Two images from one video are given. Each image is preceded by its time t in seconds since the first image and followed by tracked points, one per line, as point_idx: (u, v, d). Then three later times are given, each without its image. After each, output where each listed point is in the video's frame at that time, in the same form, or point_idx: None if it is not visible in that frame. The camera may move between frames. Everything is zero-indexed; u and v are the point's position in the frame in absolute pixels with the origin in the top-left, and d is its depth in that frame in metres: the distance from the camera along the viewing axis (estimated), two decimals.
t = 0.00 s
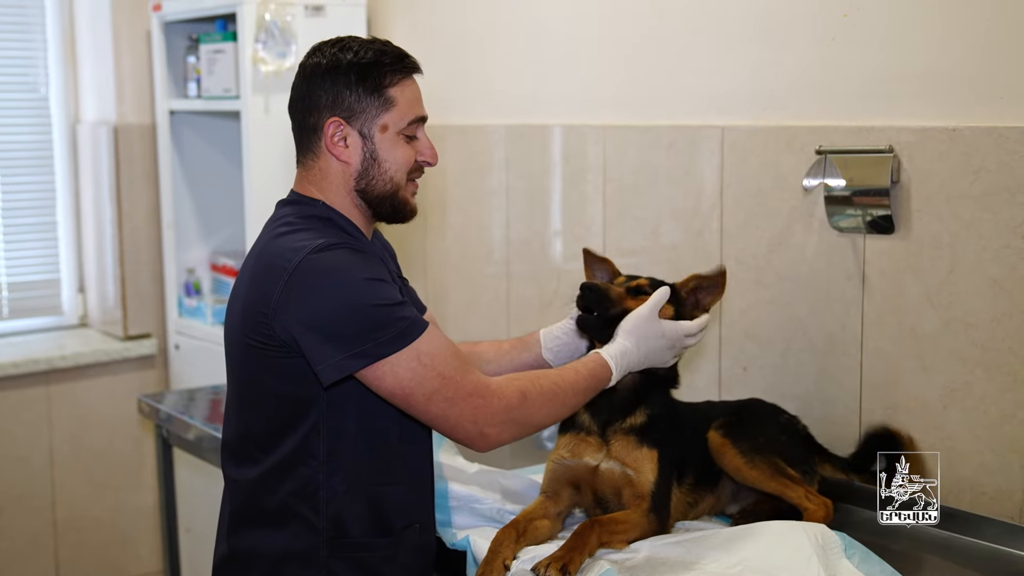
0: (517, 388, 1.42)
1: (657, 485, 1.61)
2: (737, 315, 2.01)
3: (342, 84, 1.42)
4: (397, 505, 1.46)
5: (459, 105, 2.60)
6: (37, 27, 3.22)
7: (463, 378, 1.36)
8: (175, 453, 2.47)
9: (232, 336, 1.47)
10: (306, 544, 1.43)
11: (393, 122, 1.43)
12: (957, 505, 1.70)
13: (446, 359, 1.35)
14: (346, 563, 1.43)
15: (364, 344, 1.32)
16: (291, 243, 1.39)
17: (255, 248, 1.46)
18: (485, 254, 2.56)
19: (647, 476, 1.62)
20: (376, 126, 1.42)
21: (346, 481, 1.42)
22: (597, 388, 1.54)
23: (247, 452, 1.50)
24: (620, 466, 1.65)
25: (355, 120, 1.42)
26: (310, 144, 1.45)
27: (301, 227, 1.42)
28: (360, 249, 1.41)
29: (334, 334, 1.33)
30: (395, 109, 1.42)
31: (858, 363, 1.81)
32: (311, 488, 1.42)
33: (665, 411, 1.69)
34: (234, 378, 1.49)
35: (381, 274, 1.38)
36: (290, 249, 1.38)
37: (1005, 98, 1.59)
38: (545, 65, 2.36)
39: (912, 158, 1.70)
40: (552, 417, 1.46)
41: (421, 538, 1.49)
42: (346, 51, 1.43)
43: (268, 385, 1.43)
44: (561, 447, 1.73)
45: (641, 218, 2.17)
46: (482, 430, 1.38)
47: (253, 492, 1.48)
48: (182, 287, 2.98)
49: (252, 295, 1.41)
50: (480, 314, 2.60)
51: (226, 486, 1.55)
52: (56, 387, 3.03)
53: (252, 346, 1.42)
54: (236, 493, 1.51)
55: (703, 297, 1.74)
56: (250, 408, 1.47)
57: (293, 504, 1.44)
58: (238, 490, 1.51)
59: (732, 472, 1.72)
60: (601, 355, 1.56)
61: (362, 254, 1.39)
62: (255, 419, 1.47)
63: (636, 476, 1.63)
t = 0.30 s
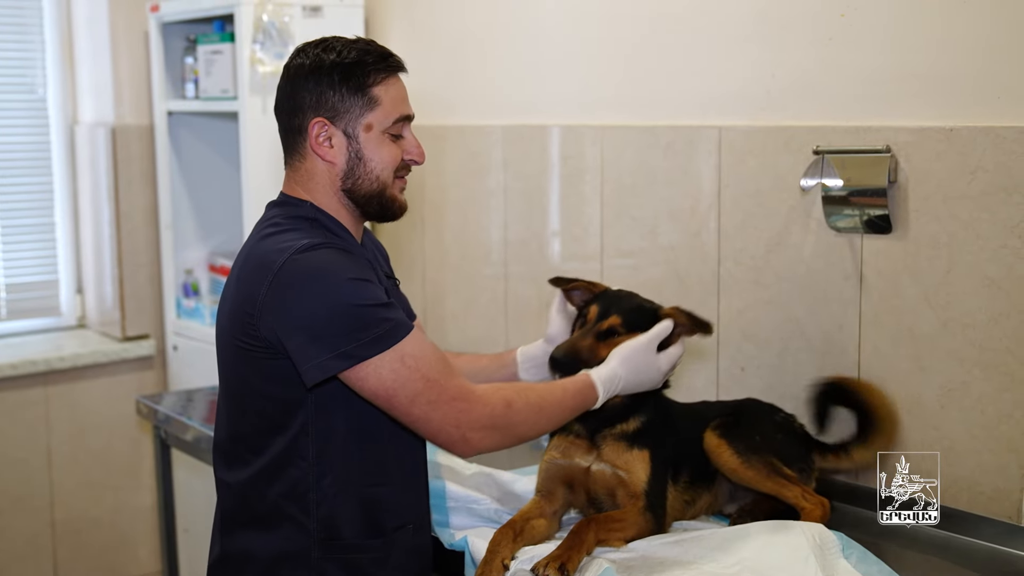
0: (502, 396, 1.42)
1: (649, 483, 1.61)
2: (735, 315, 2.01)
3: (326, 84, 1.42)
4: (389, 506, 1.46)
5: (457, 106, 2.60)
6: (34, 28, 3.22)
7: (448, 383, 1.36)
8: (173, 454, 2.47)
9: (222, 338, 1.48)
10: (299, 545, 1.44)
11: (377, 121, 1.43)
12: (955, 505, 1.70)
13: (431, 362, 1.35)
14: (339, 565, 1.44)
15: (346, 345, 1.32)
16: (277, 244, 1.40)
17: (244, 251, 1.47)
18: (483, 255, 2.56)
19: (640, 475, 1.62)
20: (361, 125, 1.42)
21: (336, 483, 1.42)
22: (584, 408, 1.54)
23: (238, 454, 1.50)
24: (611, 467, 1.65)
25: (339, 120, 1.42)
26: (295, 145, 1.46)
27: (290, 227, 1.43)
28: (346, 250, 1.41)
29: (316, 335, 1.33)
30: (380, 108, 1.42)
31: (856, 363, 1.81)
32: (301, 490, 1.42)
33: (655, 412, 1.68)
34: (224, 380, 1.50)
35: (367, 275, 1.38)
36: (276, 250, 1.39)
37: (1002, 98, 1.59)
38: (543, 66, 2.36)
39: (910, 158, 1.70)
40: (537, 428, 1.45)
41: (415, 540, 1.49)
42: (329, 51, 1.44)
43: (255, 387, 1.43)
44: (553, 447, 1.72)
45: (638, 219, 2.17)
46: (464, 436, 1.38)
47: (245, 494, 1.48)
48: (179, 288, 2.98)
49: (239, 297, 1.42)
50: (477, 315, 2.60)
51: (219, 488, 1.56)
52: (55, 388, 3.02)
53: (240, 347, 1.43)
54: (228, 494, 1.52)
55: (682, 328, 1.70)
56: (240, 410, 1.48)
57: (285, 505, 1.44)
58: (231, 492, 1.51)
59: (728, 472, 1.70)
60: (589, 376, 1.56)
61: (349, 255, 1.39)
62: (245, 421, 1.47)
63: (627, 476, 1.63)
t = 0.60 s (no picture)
0: (468, 412, 1.41)
1: (631, 478, 1.61)
2: (733, 314, 2.00)
3: (310, 82, 1.42)
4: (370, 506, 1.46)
5: (456, 106, 2.60)
6: (32, 28, 3.22)
7: (416, 395, 1.34)
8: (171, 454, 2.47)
9: (211, 334, 1.49)
10: (280, 543, 1.44)
11: (360, 120, 1.42)
12: (953, 503, 1.70)
13: (402, 370, 1.34)
14: (319, 565, 1.43)
15: (321, 343, 1.32)
16: (261, 240, 1.41)
17: (233, 248, 1.48)
18: (481, 254, 2.56)
19: (621, 471, 1.62)
20: (344, 124, 1.42)
21: (318, 481, 1.43)
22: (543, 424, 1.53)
23: (224, 452, 1.51)
24: (591, 463, 1.65)
25: (322, 119, 1.42)
26: (283, 142, 1.47)
27: (276, 223, 1.44)
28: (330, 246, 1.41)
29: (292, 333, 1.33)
30: (363, 107, 1.42)
31: (854, 362, 1.81)
32: (283, 488, 1.43)
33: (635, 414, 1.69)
34: (213, 376, 1.51)
35: (350, 273, 1.37)
36: (260, 246, 1.40)
37: (999, 97, 1.59)
38: (541, 65, 2.36)
39: (908, 157, 1.70)
40: (499, 446, 1.44)
41: (399, 541, 1.50)
42: (317, 50, 1.45)
43: (241, 382, 1.44)
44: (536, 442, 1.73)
45: (637, 218, 2.17)
46: (426, 451, 1.36)
47: (228, 491, 1.49)
48: (177, 288, 2.98)
49: (225, 292, 1.43)
50: (476, 314, 2.60)
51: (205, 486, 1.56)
52: (53, 388, 3.02)
53: (225, 343, 1.44)
54: (214, 491, 1.52)
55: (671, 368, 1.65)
56: (227, 405, 1.49)
57: (267, 503, 1.45)
58: (216, 489, 1.52)
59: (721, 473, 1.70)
60: (549, 394, 1.56)
61: (333, 251, 1.39)
62: (232, 417, 1.48)
63: (608, 472, 1.63)
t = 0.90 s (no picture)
0: (508, 383, 1.44)
1: (633, 477, 1.59)
2: (732, 313, 2.00)
3: (251, 110, 1.44)
4: (374, 502, 1.46)
5: (455, 105, 2.60)
6: (30, 26, 3.21)
7: (448, 371, 1.38)
8: (170, 453, 2.47)
9: (211, 338, 1.49)
10: (286, 540, 1.45)
11: (299, 140, 1.41)
12: (952, 502, 1.70)
13: (428, 351, 1.37)
14: (325, 562, 1.44)
15: (342, 339, 1.34)
16: (265, 243, 1.41)
17: (230, 250, 1.48)
18: (481, 253, 2.56)
19: (623, 468, 1.60)
20: (286, 147, 1.42)
21: (325, 478, 1.43)
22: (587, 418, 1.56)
23: (229, 452, 1.51)
24: (597, 457, 1.64)
25: (269, 144, 1.44)
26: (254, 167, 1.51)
27: (272, 226, 1.44)
28: (332, 243, 1.42)
29: (311, 330, 1.34)
30: (298, 127, 1.40)
31: (853, 361, 1.81)
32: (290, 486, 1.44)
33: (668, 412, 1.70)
34: (214, 378, 1.51)
35: (357, 268, 1.39)
36: (264, 248, 1.40)
37: (999, 96, 1.59)
38: (540, 65, 2.36)
39: (907, 156, 1.70)
40: (539, 425, 1.47)
41: (405, 535, 1.49)
42: (252, 71, 1.44)
43: (246, 385, 1.44)
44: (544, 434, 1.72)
45: (636, 217, 2.17)
46: (467, 417, 1.41)
47: (234, 489, 1.50)
48: (177, 286, 2.98)
49: (228, 296, 1.43)
50: (474, 313, 2.60)
51: (211, 484, 1.57)
52: (51, 387, 3.02)
53: (229, 346, 1.44)
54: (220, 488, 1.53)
55: (705, 397, 1.70)
56: (231, 407, 1.49)
57: (272, 500, 1.46)
58: (222, 488, 1.52)
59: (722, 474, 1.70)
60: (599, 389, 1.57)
61: (335, 250, 1.41)
62: (236, 419, 1.48)
63: (611, 468, 1.61)
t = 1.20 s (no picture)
0: (520, 376, 1.42)
1: (644, 481, 1.59)
2: (732, 312, 2.00)
3: (255, 114, 1.44)
4: (379, 501, 1.46)
5: (454, 104, 2.59)
6: (29, 24, 3.21)
7: (458, 364, 1.37)
8: (169, 452, 2.46)
9: (214, 340, 1.49)
10: (292, 540, 1.45)
11: (302, 145, 1.41)
12: (952, 501, 1.70)
13: (436, 344, 1.36)
14: (331, 561, 1.45)
15: (350, 340, 1.34)
16: (269, 246, 1.41)
17: (232, 252, 1.47)
18: (480, 251, 2.56)
19: (636, 472, 1.60)
20: (289, 151, 1.42)
21: (331, 477, 1.43)
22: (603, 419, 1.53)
23: (234, 453, 1.52)
24: (612, 457, 1.64)
25: (273, 147, 1.44)
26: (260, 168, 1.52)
27: (275, 228, 1.44)
28: (336, 246, 1.42)
29: (319, 332, 1.35)
30: (301, 132, 1.40)
31: (853, 360, 1.81)
32: (295, 485, 1.44)
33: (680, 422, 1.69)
34: (218, 380, 1.51)
35: (361, 269, 1.39)
36: (269, 252, 1.40)
37: (998, 95, 1.59)
38: (540, 64, 2.36)
39: (906, 154, 1.70)
40: (554, 421, 1.45)
41: (409, 533, 1.50)
42: (257, 74, 1.44)
43: (250, 388, 1.44)
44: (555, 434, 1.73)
45: (635, 216, 2.17)
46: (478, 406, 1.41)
47: (238, 490, 1.50)
48: (176, 285, 2.98)
49: (232, 299, 1.43)
50: (474, 312, 2.60)
51: (214, 483, 1.58)
52: (50, 385, 3.02)
53: (234, 349, 1.44)
54: (224, 487, 1.53)
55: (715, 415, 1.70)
56: (235, 409, 1.49)
57: (276, 500, 1.45)
58: (226, 489, 1.53)
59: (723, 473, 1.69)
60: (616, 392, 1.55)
61: (338, 252, 1.41)
62: (241, 421, 1.49)
63: (625, 471, 1.61)
